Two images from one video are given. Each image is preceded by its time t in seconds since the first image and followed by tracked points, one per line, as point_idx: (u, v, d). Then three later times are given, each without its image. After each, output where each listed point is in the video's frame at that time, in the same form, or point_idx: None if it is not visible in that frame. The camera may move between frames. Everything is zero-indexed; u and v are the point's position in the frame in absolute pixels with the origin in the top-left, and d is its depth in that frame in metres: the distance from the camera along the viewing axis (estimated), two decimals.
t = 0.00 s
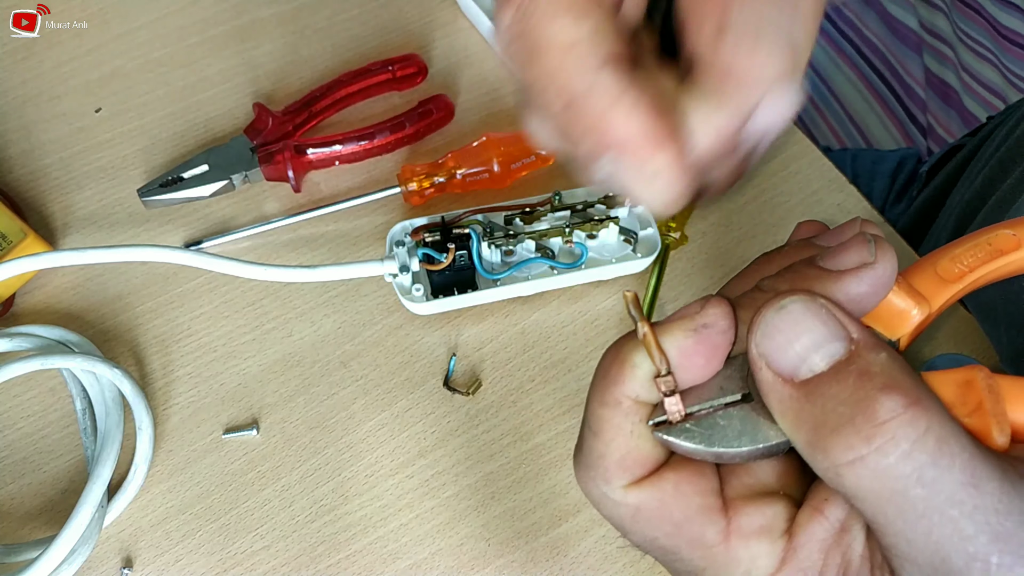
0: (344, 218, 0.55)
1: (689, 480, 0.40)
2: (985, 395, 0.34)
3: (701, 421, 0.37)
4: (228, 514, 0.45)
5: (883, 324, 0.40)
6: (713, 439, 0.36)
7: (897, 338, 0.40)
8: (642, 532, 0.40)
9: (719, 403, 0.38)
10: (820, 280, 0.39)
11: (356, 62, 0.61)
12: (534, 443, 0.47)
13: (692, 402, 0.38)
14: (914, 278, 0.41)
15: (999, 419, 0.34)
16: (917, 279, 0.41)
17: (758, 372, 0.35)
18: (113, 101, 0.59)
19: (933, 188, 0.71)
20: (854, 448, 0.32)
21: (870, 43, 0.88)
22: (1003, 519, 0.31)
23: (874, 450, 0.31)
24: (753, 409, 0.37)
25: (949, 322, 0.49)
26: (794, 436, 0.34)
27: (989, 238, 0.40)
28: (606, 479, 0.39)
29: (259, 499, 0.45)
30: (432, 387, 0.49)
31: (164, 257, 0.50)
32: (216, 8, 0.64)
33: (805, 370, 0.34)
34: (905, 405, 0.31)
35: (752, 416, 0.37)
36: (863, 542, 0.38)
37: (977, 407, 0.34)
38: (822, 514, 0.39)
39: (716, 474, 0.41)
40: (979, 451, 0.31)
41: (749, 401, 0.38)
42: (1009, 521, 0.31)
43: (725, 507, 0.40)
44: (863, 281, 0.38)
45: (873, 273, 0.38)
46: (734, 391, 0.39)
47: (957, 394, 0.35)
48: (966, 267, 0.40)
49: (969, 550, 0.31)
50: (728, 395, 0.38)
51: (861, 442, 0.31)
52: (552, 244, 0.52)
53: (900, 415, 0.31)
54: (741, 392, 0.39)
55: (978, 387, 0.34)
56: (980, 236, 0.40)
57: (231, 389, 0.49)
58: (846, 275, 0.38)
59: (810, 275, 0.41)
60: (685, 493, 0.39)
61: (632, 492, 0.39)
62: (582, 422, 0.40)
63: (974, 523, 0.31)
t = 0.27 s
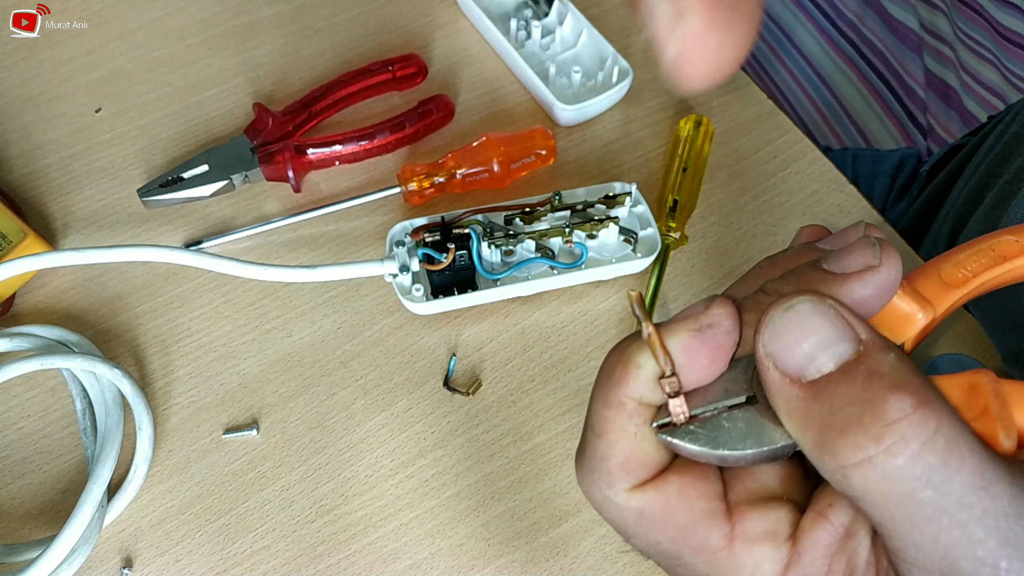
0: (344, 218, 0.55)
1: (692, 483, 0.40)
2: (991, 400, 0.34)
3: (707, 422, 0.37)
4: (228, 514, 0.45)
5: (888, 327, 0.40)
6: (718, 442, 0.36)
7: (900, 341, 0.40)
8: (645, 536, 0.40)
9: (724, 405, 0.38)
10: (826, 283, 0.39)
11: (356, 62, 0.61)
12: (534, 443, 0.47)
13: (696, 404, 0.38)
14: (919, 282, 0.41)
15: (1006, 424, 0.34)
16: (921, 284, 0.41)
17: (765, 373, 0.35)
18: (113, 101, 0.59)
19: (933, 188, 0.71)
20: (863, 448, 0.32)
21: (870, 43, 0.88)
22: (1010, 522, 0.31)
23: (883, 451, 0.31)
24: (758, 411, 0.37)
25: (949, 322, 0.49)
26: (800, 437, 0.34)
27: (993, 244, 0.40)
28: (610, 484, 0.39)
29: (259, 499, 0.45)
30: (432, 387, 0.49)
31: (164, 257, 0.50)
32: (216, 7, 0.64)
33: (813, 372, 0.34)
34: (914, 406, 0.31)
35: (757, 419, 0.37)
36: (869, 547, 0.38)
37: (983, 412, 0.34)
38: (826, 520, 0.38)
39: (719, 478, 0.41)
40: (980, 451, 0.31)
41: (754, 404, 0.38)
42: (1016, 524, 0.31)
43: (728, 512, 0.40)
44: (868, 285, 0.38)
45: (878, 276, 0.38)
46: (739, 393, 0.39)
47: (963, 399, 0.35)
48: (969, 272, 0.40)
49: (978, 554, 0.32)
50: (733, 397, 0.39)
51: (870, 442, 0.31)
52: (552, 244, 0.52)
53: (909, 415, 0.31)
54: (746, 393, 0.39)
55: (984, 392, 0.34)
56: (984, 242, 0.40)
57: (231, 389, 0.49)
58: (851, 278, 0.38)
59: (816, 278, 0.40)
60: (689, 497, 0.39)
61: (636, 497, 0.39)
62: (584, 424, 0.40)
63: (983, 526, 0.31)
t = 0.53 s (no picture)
0: (344, 218, 0.55)
1: (686, 476, 0.40)
2: (980, 395, 0.34)
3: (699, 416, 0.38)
4: (228, 514, 0.45)
5: (880, 326, 0.40)
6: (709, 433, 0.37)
7: (893, 340, 0.40)
8: (639, 528, 0.40)
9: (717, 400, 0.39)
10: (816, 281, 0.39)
11: (356, 62, 0.61)
12: (534, 442, 0.47)
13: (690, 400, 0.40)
14: (910, 282, 0.41)
15: (995, 418, 0.34)
16: (912, 284, 0.41)
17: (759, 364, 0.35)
18: (113, 101, 0.59)
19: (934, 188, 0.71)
20: (854, 435, 0.31)
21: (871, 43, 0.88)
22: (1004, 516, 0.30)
23: (874, 438, 0.31)
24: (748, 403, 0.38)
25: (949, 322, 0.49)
26: (794, 427, 0.34)
27: (983, 245, 0.40)
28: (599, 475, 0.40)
29: (259, 499, 0.45)
30: (432, 387, 0.49)
31: (164, 257, 0.50)
32: (216, 8, 0.64)
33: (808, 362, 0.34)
34: (905, 393, 0.31)
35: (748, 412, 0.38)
36: (861, 541, 0.36)
37: (972, 407, 0.34)
38: (817, 513, 0.37)
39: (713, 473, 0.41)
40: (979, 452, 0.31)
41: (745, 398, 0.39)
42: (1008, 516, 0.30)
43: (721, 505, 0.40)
44: (858, 283, 0.38)
45: (869, 274, 0.38)
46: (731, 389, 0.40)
47: (953, 393, 0.35)
48: (961, 272, 0.40)
49: (968, 543, 0.30)
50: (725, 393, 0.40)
51: (861, 429, 0.31)
52: (552, 244, 0.52)
53: (900, 401, 0.31)
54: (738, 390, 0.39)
55: (974, 387, 0.34)
56: (975, 244, 0.40)
57: (231, 389, 0.49)
58: (841, 276, 0.38)
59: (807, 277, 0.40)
60: (682, 489, 0.40)
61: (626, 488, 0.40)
62: (581, 419, 0.41)
63: (973, 515, 0.30)
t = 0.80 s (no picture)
0: (344, 218, 0.55)
1: (678, 491, 0.40)
2: (973, 409, 0.34)
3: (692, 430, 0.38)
4: (228, 514, 0.45)
5: (872, 338, 0.40)
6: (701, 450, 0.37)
7: (885, 352, 0.40)
8: (632, 543, 0.40)
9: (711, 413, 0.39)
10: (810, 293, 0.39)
11: (356, 62, 0.61)
12: (534, 443, 0.47)
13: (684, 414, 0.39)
14: (903, 294, 0.41)
15: (988, 432, 0.34)
16: (905, 295, 0.41)
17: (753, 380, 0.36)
18: (113, 101, 0.59)
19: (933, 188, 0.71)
20: (846, 450, 0.31)
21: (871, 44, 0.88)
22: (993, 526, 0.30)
23: (866, 453, 0.31)
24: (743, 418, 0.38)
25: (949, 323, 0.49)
26: (787, 443, 0.35)
27: (977, 256, 0.40)
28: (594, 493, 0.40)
29: (260, 499, 0.45)
30: (432, 387, 0.49)
31: (164, 257, 0.50)
32: (216, 8, 0.64)
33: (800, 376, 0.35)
34: (898, 408, 0.31)
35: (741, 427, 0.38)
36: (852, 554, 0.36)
37: (966, 420, 0.34)
38: (809, 527, 0.36)
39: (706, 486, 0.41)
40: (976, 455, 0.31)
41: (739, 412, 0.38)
42: (1000, 528, 0.30)
43: (714, 519, 0.40)
44: (851, 296, 0.38)
45: (861, 288, 0.38)
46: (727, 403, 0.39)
47: (946, 407, 0.35)
48: (953, 283, 0.40)
49: (960, 558, 0.30)
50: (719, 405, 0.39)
51: (853, 444, 0.31)
52: (552, 244, 0.52)
53: (893, 417, 0.31)
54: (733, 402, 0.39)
55: (966, 401, 0.34)
56: (968, 254, 0.40)
57: (231, 389, 0.49)
58: (834, 290, 0.38)
59: (800, 290, 0.40)
60: (675, 504, 0.40)
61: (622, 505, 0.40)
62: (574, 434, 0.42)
63: (965, 531, 0.30)
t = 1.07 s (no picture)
0: (344, 218, 0.55)
1: (688, 483, 0.40)
2: (984, 402, 0.34)
3: (703, 421, 0.37)
4: (228, 514, 0.45)
5: (882, 330, 0.39)
6: (714, 441, 0.36)
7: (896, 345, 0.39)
8: (640, 535, 0.40)
9: (720, 405, 0.37)
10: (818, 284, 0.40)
11: (356, 62, 0.61)
12: (534, 442, 0.47)
13: (693, 404, 0.38)
14: (913, 288, 0.41)
15: (1000, 425, 0.34)
16: (914, 289, 0.41)
17: (764, 368, 0.35)
18: (113, 101, 0.59)
19: (933, 187, 0.71)
20: (860, 440, 0.31)
21: (870, 43, 0.88)
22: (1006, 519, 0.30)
23: (881, 443, 0.31)
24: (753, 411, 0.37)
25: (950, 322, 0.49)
26: (798, 434, 0.34)
27: (985, 252, 0.40)
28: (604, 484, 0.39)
29: (259, 499, 0.45)
30: (432, 387, 0.49)
31: (163, 257, 0.49)
32: (216, 8, 0.64)
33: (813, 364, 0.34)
34: (912, 399, 0.31)
35: (752, 418, 0.37)
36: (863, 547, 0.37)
37: (978, 412, 0.34)
38: (820, 520, 0.38)
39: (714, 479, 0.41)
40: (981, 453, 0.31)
41: (749, 403, 0.37)
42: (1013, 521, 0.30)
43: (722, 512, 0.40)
44: (862, 289, 0.39)
45: (871, 280, 0.39)
46: (734, 393, 0.38)
47: (957, 400, 0.35)
48: (963, 278, 0.40)
49: (974, 550, 0.31)
50: (728, 397, 0.38)
51: (868, 434, 0.31)
52: (552, 244, 0.52)
53: (907, 407, 0.30)
54: (742, 393, 0.38)
55: (977, 394, 0.34)
56: (976, 250, 0.40)
57: (231, 388, 0.49)
58: (845, 283, 0.39)
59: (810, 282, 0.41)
60: (684, 496, 0.39)
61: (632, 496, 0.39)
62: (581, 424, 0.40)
63: (980, 522, 0.30)
